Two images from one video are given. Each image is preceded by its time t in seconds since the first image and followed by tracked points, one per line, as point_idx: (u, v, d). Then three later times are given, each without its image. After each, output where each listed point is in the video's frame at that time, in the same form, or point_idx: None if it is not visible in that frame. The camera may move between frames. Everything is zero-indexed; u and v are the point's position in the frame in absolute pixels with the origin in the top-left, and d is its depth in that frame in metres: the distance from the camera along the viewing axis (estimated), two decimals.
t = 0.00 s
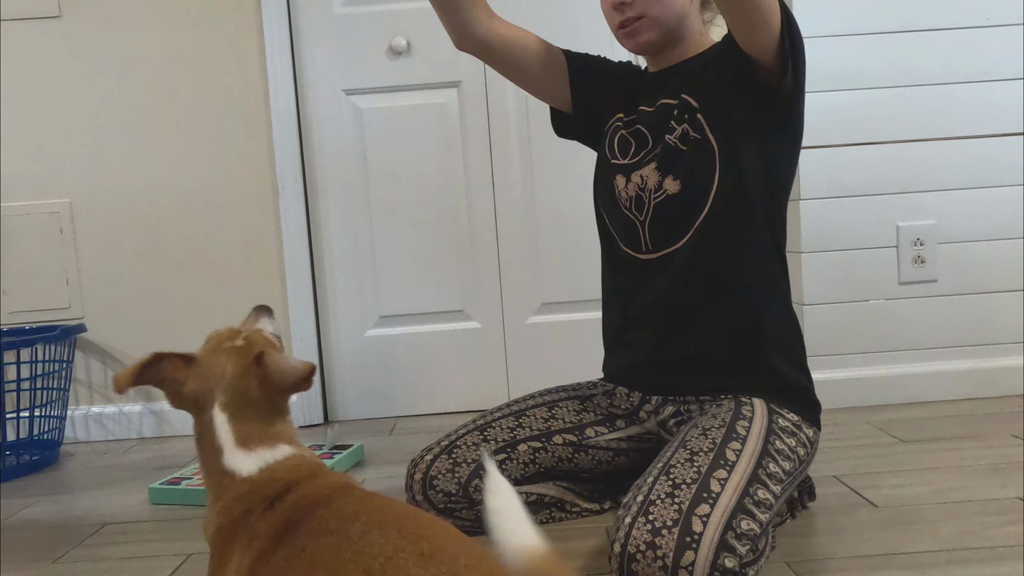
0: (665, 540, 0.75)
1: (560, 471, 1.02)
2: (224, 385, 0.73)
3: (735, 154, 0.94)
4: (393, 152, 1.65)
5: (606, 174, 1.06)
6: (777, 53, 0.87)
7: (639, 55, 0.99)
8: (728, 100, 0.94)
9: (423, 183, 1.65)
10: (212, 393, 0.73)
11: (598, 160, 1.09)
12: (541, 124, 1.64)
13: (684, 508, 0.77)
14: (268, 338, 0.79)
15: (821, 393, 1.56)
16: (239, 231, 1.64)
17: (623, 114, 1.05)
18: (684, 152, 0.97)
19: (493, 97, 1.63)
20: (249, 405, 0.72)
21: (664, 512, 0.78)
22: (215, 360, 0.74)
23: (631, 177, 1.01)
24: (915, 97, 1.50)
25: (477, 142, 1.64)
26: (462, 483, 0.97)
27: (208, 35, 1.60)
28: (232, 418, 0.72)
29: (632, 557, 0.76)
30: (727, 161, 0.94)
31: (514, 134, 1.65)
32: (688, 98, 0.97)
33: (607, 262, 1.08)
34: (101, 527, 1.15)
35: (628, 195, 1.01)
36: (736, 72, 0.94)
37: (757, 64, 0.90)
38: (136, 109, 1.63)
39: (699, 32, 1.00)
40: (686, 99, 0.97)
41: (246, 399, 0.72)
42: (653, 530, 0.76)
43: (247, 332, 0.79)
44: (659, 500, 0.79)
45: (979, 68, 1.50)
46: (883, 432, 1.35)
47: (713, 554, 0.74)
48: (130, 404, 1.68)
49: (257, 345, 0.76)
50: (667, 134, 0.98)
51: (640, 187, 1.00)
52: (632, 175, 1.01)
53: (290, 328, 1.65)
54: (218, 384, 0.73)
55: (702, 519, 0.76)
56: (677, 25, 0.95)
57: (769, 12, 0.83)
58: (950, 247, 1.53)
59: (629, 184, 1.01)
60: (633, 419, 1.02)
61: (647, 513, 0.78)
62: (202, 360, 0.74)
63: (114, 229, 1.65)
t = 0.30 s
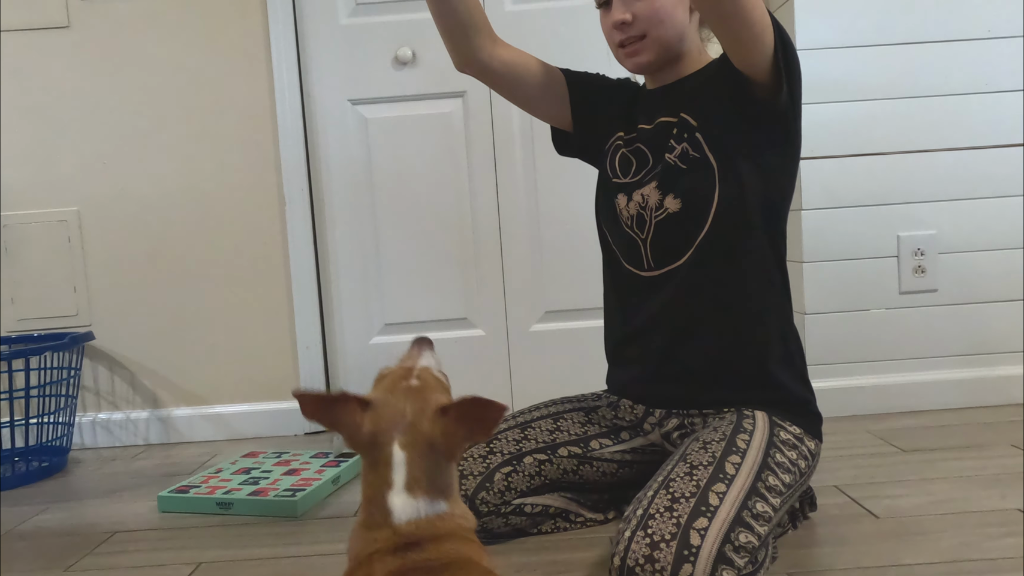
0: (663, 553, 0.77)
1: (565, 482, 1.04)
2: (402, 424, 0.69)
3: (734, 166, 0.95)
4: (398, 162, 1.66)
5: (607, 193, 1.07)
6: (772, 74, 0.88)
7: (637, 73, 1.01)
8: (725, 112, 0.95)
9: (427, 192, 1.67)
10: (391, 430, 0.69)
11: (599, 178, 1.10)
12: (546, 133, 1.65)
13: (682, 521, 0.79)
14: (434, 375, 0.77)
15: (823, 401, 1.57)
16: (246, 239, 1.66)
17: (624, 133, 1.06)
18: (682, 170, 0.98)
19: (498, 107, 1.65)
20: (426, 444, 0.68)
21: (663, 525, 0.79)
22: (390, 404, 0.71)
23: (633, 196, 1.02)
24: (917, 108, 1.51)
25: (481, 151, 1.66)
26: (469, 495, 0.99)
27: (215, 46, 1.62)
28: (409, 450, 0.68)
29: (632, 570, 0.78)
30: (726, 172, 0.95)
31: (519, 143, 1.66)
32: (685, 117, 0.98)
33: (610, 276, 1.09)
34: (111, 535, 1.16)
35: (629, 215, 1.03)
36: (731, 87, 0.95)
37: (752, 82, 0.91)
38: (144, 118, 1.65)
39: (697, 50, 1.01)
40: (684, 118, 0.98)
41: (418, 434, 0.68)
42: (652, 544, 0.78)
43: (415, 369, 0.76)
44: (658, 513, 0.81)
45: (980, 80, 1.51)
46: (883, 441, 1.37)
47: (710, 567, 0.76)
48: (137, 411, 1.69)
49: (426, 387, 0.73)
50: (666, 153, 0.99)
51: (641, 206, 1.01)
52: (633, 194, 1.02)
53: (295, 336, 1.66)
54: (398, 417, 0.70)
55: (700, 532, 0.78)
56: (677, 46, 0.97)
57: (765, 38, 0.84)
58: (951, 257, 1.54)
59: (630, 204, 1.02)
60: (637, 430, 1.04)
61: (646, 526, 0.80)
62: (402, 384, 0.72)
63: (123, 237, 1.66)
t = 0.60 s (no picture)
0: (669, 561, 0.78)
1: (566, 491, 1.05)
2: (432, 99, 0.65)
3: (734, 180, 0.97)
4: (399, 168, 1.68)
5: (606, 203, 1.08)
6: (768, 84, 0.90)
7: (634, 85, 1.02)
8: (723, 125, 0.97)
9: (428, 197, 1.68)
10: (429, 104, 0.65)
11: (598, 188, 1.11)
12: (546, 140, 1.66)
13: (688, 530, 0.80)
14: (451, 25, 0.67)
15: (821, 407, 1.58)
16: (248, 244, 1.67)
17: (621, 143, 1.08)
18: (681, 177, 0.99)
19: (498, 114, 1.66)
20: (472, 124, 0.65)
21: (669, 533, 0.81)
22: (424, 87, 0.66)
23: (632, 205, 1.03)
24: (914, 116, 1.53)
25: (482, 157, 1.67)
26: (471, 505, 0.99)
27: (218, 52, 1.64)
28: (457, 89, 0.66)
29: None
30: (726, 186, 0.97)
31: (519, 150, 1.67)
32: (682, 127, 0.99)
33: (608, 288, 1.10)
34: (116, 539, 1.18)
35: (629, 223, 1.03)
36: (727, 98, 0.96)
37: (746, 93, 0.92)
38: (149, 125, 1.66)
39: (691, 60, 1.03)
40: (681, 128, 0.99)
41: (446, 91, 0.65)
42: (659, 551, 0.80)
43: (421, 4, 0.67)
44: (664, 521, 0.82)
45: (977, 87, 1.53)
46: (880, 447, 1.38)
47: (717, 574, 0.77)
48: (140, 414, 1.70)
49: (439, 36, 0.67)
50: (664, 162, 1.01)
51: (641, 215, 1.02)
52: (632, 204, 1.03)
53: (297, 341, 1.68)
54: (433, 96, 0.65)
55: (706, 541, 0.79)
56: (673, 57, 0.98)
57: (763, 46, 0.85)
58: (947, 264, 1.56)
59: (630, 213, 1.03)
60: (637, 438, 1.06)
61: (652, 533, 0.82)
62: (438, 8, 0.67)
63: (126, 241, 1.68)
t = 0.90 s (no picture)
0: None
1: (565, 505, 1.06)
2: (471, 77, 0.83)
3: (738, 199, 0.98)
4: (401, 180, 1.69)
5: (613, 218, 1.10)
6: (777, 99, 0.88)
7: (638, 102, 1.03)
8: (727, 146, 0.97)
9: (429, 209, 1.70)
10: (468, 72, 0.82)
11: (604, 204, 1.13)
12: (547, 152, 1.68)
13: (698, 550, 0.82)
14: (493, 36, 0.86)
15: (819, 418, 1.59)
16: (251, 255, 1.68)
17: (626, 159, 1.08)
18: (685, 195, 1.00)
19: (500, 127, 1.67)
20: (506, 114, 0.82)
21: (679, 553, 0.82)
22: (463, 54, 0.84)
23: (637, 220, 1.05)
24: (912, 130, 1.54)
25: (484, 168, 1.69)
26: (469, 518, 1.01)
27: (223, 65, 1.65)
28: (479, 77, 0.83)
29: None
30: (729, 204, 0.98)
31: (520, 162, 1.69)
32: (688, 143, 1.01)
33: (612, 302, 1.12)
34: (120, 551, 1.19)
35: (633, 238, 1.05)
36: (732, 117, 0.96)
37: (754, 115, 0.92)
38: (153, 136, 1.68)
39: (696, 79, 1.04)
40: (686, 144, 1.00)
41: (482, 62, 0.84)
42: (669, 571, 0.80)
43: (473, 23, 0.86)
44: (674, 540, 0.83)
45: (974, 103, 1.54)
46: (878, 459, 1.39)
47: None
48: (143, 423, 1.72)
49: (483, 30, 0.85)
50: (669, 179, 1.02)
51: (645, 230, 1.04)
52: (637, 219, 1.05)
53: (299, 351, 1.69)
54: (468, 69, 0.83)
55: (715, 562, 0.81)
56: (679, 75, 1.00)
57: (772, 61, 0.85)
58: (944, 277, 1.57)
59: (635, 227, 1.05)
60: (637, 454, 1.07)
61: (662, 552, 0.82)
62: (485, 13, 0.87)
63: (131, 252, 1.69)
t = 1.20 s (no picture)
0: None
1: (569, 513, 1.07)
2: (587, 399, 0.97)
3: (744, 213, 0.99)
4: (406, 190, 1.71)
5: (620, 228, 1.10)
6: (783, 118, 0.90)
7: (647, 122, 1.05)
8: (734, 163, 0.99)
9: (434, 218, 1.71)
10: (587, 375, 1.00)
11: (613, 213, 1.13)
12: (550, 162, 1.69)
13: (704, 562, 0.82)
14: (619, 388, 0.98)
15: (820, 427, 1.60)
16: (257, 264, 1.70)
17: (637, 171, 1.09)
18: (693, 208, 1.02)
19: (504, 138, 1.69)
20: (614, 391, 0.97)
21: (686, 564, 0.82)
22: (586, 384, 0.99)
23: (645, 231, 1.05)
24: (912, 142, 1.56)
25: (488, 179, 1.70)
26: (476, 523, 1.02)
27: (229, 76, 1.67)
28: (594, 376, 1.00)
29: None
30: (737, 218, 0.99)
31: (523, 172, 1.70)
32: (696, 160, 1.02)
33: (620, 313, 1.12)
34: (128, 558, 1.20)
35: (641, 248, 1.06)
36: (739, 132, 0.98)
37: (762, 134, 0.93)
38: (160, 146, 1.69)
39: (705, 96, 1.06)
40: (695, 161, 1.02)
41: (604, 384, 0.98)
42: None
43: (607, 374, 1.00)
44: (681, 552, 0.84)
45: (974, 115, 1.56)
46: (878, 469, 1.40)
47: None
48: (150, 430, 1.73)
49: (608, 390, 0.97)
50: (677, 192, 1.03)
51: (653, 241, 1.04)
52: (645, 230, 1.05)
53: (304, 360, 1.70)
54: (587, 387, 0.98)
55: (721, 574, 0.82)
56: (686, 96, 1.01)
57: (774, 79, 0.86)
58: (944, 287, 1.58)
59: (642, 237, 1.06)
60: (641, 463, 1.07)
61: (669, 564, 0.83)
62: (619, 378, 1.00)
63: (137, 261, 1.71)
